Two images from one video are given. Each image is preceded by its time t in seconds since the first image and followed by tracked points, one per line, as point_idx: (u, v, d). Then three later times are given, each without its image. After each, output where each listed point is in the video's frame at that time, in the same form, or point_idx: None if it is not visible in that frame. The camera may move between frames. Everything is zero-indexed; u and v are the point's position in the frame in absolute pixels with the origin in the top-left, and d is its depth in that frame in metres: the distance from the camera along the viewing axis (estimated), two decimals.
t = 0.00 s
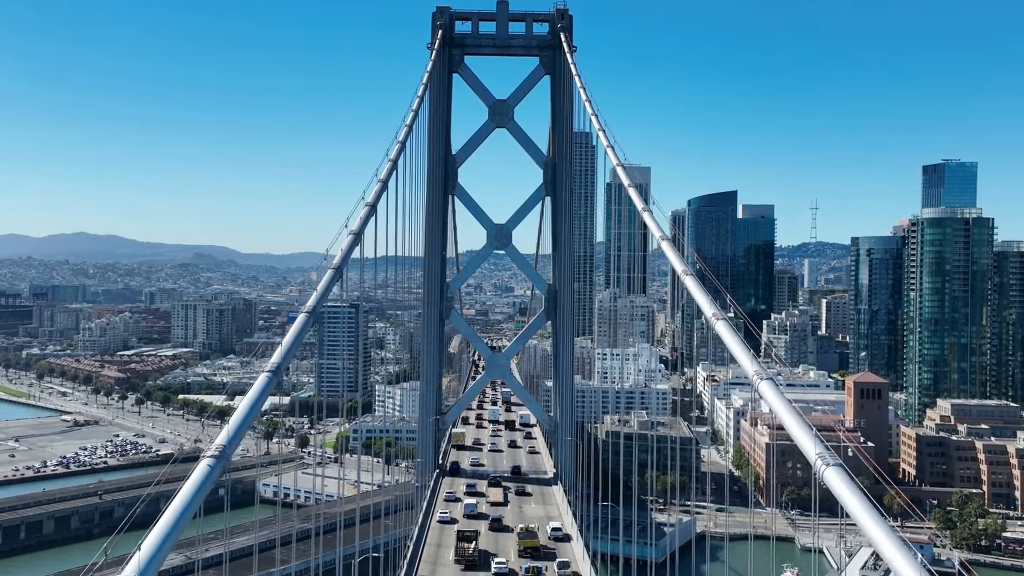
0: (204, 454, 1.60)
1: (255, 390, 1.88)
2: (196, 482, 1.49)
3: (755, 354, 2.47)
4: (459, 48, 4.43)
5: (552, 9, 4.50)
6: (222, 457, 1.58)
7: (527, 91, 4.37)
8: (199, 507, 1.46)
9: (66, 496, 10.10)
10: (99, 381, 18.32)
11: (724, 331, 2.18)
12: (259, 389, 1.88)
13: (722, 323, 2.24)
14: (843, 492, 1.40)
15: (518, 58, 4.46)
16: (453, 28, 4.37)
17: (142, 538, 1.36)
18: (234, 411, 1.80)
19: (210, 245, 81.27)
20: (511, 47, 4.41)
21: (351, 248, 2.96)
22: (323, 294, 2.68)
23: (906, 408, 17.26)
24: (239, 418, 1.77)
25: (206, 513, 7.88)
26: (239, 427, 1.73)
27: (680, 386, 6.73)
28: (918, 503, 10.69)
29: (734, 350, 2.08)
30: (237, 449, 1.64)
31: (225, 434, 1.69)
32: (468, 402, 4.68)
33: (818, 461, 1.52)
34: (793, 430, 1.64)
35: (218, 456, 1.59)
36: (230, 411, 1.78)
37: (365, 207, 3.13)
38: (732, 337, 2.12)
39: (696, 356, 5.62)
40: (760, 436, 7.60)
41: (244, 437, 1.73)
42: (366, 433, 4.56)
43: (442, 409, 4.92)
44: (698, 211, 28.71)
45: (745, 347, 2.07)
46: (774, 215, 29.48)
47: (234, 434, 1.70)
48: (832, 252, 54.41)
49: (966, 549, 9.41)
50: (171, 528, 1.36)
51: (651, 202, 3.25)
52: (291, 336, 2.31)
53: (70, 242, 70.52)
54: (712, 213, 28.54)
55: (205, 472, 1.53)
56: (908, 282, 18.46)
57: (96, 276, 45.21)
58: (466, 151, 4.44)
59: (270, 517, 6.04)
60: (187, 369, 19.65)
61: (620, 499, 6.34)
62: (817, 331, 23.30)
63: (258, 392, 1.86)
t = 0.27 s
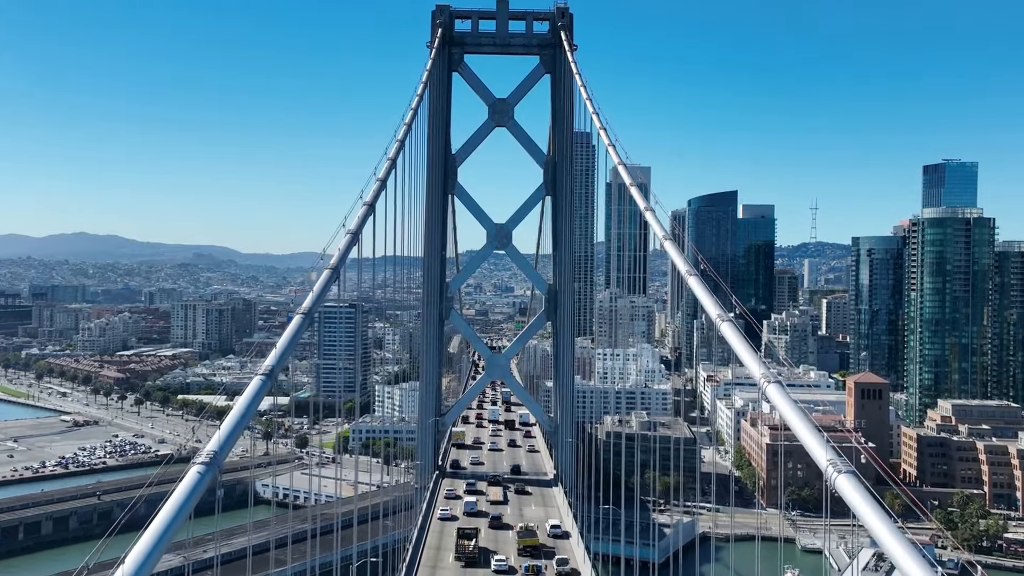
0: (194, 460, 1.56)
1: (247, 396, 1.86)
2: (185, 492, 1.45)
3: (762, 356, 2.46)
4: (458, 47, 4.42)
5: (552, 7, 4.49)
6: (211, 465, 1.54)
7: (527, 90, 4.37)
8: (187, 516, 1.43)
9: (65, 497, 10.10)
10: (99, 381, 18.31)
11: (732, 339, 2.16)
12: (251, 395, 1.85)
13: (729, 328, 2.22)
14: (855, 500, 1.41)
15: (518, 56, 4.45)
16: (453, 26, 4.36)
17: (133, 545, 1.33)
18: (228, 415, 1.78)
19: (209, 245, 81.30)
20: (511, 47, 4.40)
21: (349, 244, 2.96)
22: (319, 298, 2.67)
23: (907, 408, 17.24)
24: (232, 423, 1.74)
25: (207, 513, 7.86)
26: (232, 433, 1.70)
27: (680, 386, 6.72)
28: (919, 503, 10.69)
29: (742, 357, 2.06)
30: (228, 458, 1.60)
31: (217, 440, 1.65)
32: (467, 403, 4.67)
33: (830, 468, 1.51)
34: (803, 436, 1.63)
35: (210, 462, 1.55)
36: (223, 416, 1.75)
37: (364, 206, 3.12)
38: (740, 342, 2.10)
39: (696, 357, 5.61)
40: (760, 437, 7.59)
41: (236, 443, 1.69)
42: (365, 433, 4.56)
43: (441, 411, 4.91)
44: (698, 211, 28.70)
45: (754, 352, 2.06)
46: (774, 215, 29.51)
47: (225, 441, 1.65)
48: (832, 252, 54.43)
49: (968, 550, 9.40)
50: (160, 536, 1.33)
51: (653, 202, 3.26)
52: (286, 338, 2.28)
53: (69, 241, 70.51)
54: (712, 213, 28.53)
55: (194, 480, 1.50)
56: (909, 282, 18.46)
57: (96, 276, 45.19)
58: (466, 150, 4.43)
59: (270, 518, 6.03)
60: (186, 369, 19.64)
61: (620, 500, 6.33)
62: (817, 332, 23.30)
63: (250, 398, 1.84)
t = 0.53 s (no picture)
0: (182, 468, 1.54)
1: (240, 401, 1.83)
2: (172, 501, 1.44)
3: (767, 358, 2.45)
4: (458, 46, 4.41)
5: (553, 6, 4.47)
6: (201, 472, 1.53)
7: (528, 89, 4.36)
8: (175, 524, 1.41)
9: (64, 497, 10.09)
10: (98, 381, 18.30)
11: (738, 338, 2.15)
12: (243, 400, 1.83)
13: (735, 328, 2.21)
14: (872, 512, 1.39)
15: (518, 55, 4.44)
16: (453, 24, 4.35)
17: (122, 550, 1.32)
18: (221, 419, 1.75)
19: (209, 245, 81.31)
20: (511, 45, 4.38)
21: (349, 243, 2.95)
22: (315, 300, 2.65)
23: (908, 409, 17.13)
24: (224, 428, 1.72)
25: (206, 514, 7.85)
26: (223, 439, 1.67)
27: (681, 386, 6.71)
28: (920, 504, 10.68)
29: (749, 356, 2.05)
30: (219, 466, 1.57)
31: (208, 446, 1.63)
32: (467, 404, 4.65)
33: (843, 477, 1.49)
34: (814, 442, 1.61)
35: (199, 469, 1.53)
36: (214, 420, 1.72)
37: (362, 205, 3.11)
38: (747, 342, 2.09)
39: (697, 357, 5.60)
40: (761, 438, 7.59)
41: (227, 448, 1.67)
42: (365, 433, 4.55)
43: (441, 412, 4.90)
44: (698, 211, 28.69)
45: (761, 353, 2.05)
46: (774, 215, 29.52)
47: (215, 448, 1.63)
48: (832, 252, 54.45)
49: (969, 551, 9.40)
50: (150, 542, 1.32)
51: (654, 200, 3.26)
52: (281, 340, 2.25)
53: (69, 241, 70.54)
54: (712, 213, 28.50)
55: (182, 489, 1.48)
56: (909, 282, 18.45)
57: (95, 276, 45.17)
58: (465, 149, 4.43)
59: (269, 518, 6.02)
60: (186, 368, 19.63)
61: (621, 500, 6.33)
62: (817, 332, 23.30)
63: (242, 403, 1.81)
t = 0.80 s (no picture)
0: (170, 477, 1.53)
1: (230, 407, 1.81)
2: (160, 510, 1.42)
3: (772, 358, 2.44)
4: (458, 44, 4.41)
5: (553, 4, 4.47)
6: (190, 480, 1.52)
7: (528, 88, 4.35)
8: (165, 531, 1.40)
9: (62, 497, 10.08)
10: (97, 381, 18.29)
11: (743, 341, 2.14)
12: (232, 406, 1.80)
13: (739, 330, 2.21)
14: (884, 520, 1.38)
15: (517, 53, 4.43)
16: (452, 23, 4.35)
17: (112, 555, 1.31)
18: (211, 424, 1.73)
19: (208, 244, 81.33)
20: (511, 43, 4.37)
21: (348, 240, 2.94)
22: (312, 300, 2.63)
23: (908, 409, 17.19)
24: (215, 433, 1.70)
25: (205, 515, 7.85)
26: (214, 444, 1.65)
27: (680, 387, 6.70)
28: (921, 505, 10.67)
29: (753, 360, 2.05)
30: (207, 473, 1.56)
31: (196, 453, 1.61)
32: (467, 404, 4.65)
33: (855, 485, 1.48)
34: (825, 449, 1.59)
35: (187, 478, 1.52)
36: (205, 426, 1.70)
37: (360, 203, 3.10)
38: (752, 345, 2.09)
39: (696, 358, 5.60)
40: (762, 439, 7.58)
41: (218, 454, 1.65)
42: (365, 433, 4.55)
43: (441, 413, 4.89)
44: (698, 211, 28.67)
45: (766, 355, 2.04)
46: (774, 215, 29.53)
47: (204, 455, 1.61)
48: (832, 253, 54.46)
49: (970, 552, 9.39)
50: (141, 545, 1.31)
51: (654, 197, 3.26)
52: (274, 343, 2.23)
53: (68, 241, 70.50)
54: (712, 213, 28.49)
55: (171, 497, 1.48)
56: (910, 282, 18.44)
57: (95, 276, 45.16)
58: (465, 148, 4.42)
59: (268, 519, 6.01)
60: (185, 369, 19.62)
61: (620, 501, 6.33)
62: (817, 332, 23.29)
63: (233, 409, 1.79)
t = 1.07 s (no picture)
0: (158, 486, 1.51)
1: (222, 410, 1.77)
2: (147, 518, 1.40)
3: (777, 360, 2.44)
4: (458, 43, 4.40)
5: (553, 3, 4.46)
6: (178, 489, 1.49)
7: (528, 87, 4.35)
8: (151, 542, 1.38)
9: (61, 498, 10.08)
10: (97, 382, 18.28)
11: (750, 343, 2.13)
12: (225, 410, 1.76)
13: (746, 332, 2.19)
14: (901, 530, 1.35)
15: (517, 52, 4.42)
16: (452, 21, 4.34)
17: (100, 560, 1.29)
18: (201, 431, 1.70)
19: (208, 244, 81.28)
20: (511, 42, 4.36)
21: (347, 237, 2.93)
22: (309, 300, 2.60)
23: (908, 409, 17.19)
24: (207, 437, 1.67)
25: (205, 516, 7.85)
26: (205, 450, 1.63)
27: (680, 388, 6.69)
28: (921, 506, 10.67)
29: (761, 363, 2.03)
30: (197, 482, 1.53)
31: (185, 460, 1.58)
32: (467, 404, 4.64)
33: (870, 493, 1.45)
34: (837, 455, 1.57)
35: (176, 486, 1.50)
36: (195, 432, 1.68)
37: (358, 202, 3.09)
38: (760, 347, 2.07)
39: (696, 358, 5.59)
40: (762, 439, 7.59)
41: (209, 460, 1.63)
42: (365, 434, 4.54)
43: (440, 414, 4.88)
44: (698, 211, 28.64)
45: (775, 356, 2.03)
46: (774, 215, 29.56)
47: (194, 462, 1.58)
48: (832, 253, 54.45)
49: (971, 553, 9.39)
50: (127, 555, 1.29)
51: (655, 194, 3.26)
52: (268, 346, 2.19)
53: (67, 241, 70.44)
54: (712, 213, 28.46)
55: (159, 506, 1.45)
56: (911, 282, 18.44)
57: (94, 276, 45.15)
58: (464, 147, 4.42)
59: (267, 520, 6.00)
60: (185, 369, 19.62)
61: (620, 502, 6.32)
62: (817, 332, 23.30)
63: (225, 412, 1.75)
